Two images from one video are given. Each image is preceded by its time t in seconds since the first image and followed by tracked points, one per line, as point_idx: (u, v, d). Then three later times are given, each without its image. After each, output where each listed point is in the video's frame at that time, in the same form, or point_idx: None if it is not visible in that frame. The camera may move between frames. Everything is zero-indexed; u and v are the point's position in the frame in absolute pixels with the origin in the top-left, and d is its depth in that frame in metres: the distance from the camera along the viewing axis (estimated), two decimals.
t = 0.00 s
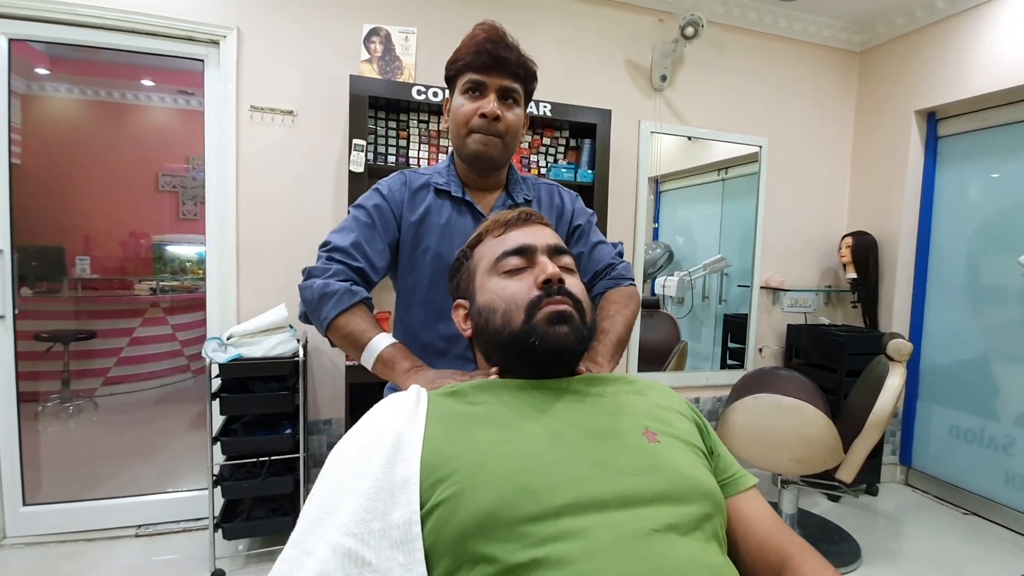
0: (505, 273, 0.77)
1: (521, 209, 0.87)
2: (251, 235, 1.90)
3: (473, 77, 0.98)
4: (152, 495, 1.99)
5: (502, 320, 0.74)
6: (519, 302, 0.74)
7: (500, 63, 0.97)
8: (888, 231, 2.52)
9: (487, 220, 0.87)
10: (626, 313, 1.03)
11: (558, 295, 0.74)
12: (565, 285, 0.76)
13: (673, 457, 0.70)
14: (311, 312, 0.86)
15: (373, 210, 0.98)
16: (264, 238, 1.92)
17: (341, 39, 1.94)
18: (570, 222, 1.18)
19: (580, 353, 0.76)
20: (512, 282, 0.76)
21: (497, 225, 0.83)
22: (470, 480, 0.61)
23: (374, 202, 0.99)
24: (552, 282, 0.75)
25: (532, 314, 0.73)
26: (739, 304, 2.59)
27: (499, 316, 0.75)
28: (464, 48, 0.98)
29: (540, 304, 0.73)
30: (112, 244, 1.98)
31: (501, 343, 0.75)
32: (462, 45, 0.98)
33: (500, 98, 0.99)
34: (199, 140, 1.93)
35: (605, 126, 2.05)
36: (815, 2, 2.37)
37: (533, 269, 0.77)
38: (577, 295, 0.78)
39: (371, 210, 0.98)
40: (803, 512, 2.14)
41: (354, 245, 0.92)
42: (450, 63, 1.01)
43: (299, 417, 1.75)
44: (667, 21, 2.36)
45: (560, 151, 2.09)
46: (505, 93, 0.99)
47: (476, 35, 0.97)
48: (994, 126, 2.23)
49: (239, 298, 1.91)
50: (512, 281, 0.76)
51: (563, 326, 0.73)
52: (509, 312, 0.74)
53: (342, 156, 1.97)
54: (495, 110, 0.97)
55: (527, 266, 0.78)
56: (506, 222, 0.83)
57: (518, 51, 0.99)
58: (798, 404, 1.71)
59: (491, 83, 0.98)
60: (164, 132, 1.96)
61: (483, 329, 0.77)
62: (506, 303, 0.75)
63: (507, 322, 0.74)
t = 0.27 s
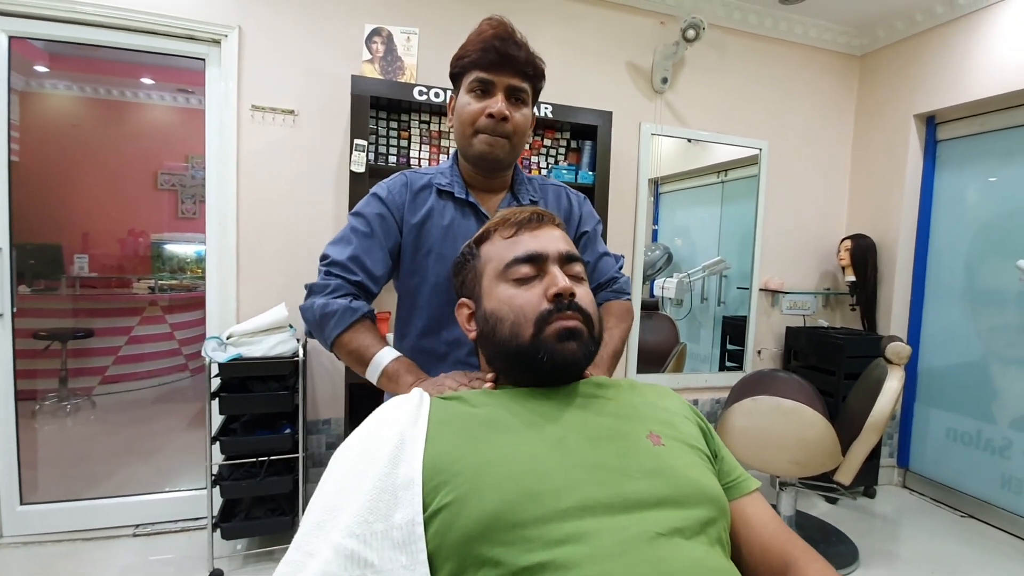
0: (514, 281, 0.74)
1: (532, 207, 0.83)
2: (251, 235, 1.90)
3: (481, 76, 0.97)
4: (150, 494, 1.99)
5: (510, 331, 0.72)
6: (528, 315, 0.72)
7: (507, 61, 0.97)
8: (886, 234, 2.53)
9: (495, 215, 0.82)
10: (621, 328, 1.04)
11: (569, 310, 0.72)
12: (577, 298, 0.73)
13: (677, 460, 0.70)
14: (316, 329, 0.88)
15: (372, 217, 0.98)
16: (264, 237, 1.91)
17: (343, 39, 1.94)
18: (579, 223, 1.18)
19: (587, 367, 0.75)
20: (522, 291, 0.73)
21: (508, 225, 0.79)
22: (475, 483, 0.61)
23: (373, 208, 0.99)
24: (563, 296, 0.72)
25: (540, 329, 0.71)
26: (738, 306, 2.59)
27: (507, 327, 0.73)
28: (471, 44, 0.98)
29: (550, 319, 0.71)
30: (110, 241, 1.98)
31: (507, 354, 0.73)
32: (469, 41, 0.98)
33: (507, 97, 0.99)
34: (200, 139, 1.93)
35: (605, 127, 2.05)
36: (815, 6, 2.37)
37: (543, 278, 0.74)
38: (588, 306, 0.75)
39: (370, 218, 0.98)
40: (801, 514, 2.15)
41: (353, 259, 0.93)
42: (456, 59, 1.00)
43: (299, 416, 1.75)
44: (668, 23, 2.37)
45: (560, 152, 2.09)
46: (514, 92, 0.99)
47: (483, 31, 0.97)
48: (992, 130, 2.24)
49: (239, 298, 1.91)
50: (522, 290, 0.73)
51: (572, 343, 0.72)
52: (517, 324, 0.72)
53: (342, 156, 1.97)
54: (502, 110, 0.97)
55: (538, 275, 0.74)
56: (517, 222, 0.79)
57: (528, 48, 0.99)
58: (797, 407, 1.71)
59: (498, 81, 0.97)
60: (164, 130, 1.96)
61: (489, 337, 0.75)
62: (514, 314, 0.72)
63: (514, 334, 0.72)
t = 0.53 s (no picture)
0: (517, 287, 0.73)
1: (536, 206, 0.81)
2: (252, 234, 1.90)
3: (488, 73, 0.97)
4: (149, 493, 1.98)
5: (513, 337, 0.72)
6: (531, 322, 0.71)
7: (515, 58, 0.96)
8: (885, 236, 2.54)
9: (499, 215, 0.80)
10: (613, 339, 1.08)
11: (573, 319, 0.72)
12: (580, 305, 0.72)
13: (677, 459, 0.70)
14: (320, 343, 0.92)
15: (369, 224, 0.98)
16: (265, 237, 1.91)
17: (344, 38, 1.94)
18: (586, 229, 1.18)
19: (589, 372, 0.76)
20: (525, 297, 0.72)
21: (512, 226, 0.77)
22: (477, 482, 0.61)
23: (370, 213, 0.99)
24: (567, 304, 0.71)
25: (544, 338, 0.71)
26: (737, 307, 2.60)
27: (509, 333, 0.72)
28: (477, 39, 0.97)
29: (553, 327, 0.71)
30: (109, 240, 1.98)
31: (508, 359, 0.73)
32: (475, 36, 0.97)
33: (516, 95, 0.99)
34: (200, 137, 1.93)
35: (606, 128, 2.05)
36: (816, 7, 2.38)
37: (547, 283, 0.73)
38: (592, 312, 0.75)
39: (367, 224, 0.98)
40: (799, 515, 2.15)
41: (349, 269, 0.95)
42: (461, 54, 0.99)
43: (298, 416, 1.75)
44: (669, 24, 2.38)
45: (561, 152, 2.10)
46: (521, 90, 0.99)
47: (490, 25, 0.96)
48: (991, 133, 2.25)
49: (238, 297, 1.91)
50: (525, 296, 0.72)
51: (575, 352, 0.72)
52: (519, 331, 0.72)
53: (343, 155, 1.97)
54: (510, 110, 0.96)
55: (542, 280, 0.73)
56: (521, 224, 0.77)
57: (535, 45, 0.99)
58: (795, 407, 1.71)
59: (506, 79, 0.97)
60: (164, 129, 1.97)
61: (491, 340, 0.75)
62: (517, 320, 0.72)
63: (517, 341, 0.72)
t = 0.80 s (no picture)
0: (517, 289, 0.73)
1: (536, 207, 0.81)
2: (251, 234, 1.90)
3: (489, 73, 0.97)
4: (147, 493, 1.98)
5: (513, 340, 0.72)
6: (531, 325, 0.72)
7: (518, 56, 0.96)
8: (883, 237, 2.54)
9: (499, 217, 0.80)
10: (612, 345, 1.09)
11: (573, 322, 0.72)
12: (580, 308, 0.73)
13: (677, 460, 0.71)
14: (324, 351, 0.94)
15: (365, 229, 0.99)
16: (264, 237, 1.91)
17: (344, 38, 1.94)
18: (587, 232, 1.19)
19: (588, 375, 0.76)
20: (526, 300, 0.72)
21: (512, 227, 0.77)
22: (478, 482, 0.61)
23: (367, 218, 1.00)
24: (567, 307, 0.71)
25: (544, 341, 0.71)
26: (735, 307, 2.60)
27: (510, 336, 0.73)
28: (479, 37, 0.96)
29: (553, 330, 0.71)
30: (107, 239, 1.96)
31: (509, 362, 0.74)
32: (478, 33, 0.96)
33: (518, 95, 0.99)
34: (199, 137, 1.93)
35: (605, 129, 2.06)
36: (814, 9, 2.38)
37: (547, 286, 0.73)
38: (592, 315, 0.75)
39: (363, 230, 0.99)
40: (797, 515, 2.16)
41: (346, 276, 0.96)
42: (463, 52, 0.99)
43: (298, 416, 1.75)
44: (668, 25, 2.38)
45: (560, 153, 2.10)
46: (524, 90, 0.99)
47: (492, 21, 0.96)
48: (988, 134, 2.26)
49: (238, 297, 1.91)
50: (525, 298, 0.73)
51: (575, 355, 0.72)
52: (520, 334, 0.72)
53: (343, 155, 1.97)
54: (513, 110, 0.97)
55: (541, 282, 0.73)
56: (521, 225, 0.77)
57: (539, 42, 0.99)
58: (793, 408, 1.72)
59: (509, 79, 0.97)
60: (162, 128, 1.95)
61: (491, 343, 0.75)
62: (517, 323, 0.72)
63: (517, 344, 0.72)
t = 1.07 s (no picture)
0: (527, 295, 0.73)
1: (549, 209, 0.80)
2: (251, 235, 1.90)
3: (476, 76, 0.98)
4: (146, 494, 1.98)
5: (520, 346, 0.73)
6: (539, 333, 0.72)
7: (504, 61, 0.97)
8: (881, 238, 2.55)
9: (511, 217, 0.80)
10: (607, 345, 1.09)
11: (581, 333, 0.72)
12: (589, 320, 0.73)
13: (680, 466, 0.71)
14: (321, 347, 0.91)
15: (362, 225, 0.99)
16: (263, 238, 1.92)
17: (344, 39, 1.94)
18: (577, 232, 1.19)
19: (594, 385, 0.76)
20: (534, 306, 0.72)
21: (524, 230, 0.77)
22: (482, 489, 0.61)
23: (363, 216, 0.99)
24: (575, 318, 0.71)
25: (550, 351, 0.71)
26: (734, 309, 2.61)
27: (516, 342, 0.73)
28: (465, 44, 0.98)
29: (561, 341, 0.71)
30: (105, 239, 1.96)
31: (514, 367, 0.74)
32: (464, 40, 0.98)
33: (504, 98, 1.00)
34: (198, 137, 1.93)
35: (604, 130, 2.06)
36: (812, 11, 2.39)
37: (557, 294, 0.73)
38: (600, 326, 0.75)
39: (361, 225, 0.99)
40: (796, 516, 2.16)
41: (347, 271, 0.95)
42: (450, 58, 1.00)
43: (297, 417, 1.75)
44: (666, 27, 2.39)
45: (559, 155, 2.11)
46: (509, 93, 1.00)
47: (476, 29, 0.97)
48: (985, 136, 2.27)
49: (237, 298, 1.91)
50: (534, 305, 0.73)
51: (581, 366, 0.72)
52: (526, 341, 0.72)
53: (342, 156, 1.97)
54: (499, 111, 0.98)
55: (552, 289, 0.73)
56: (534, 228, 0.77)
57: (520, 48, 1.01)
58: (792, 409, 1.72)
59: (494, 82, 0.98)
60: (161, 128, 1.95)
61: (497, 346, 0.75)
62: (524, 330, 0.72)
63: (524, 351, 0.72)
